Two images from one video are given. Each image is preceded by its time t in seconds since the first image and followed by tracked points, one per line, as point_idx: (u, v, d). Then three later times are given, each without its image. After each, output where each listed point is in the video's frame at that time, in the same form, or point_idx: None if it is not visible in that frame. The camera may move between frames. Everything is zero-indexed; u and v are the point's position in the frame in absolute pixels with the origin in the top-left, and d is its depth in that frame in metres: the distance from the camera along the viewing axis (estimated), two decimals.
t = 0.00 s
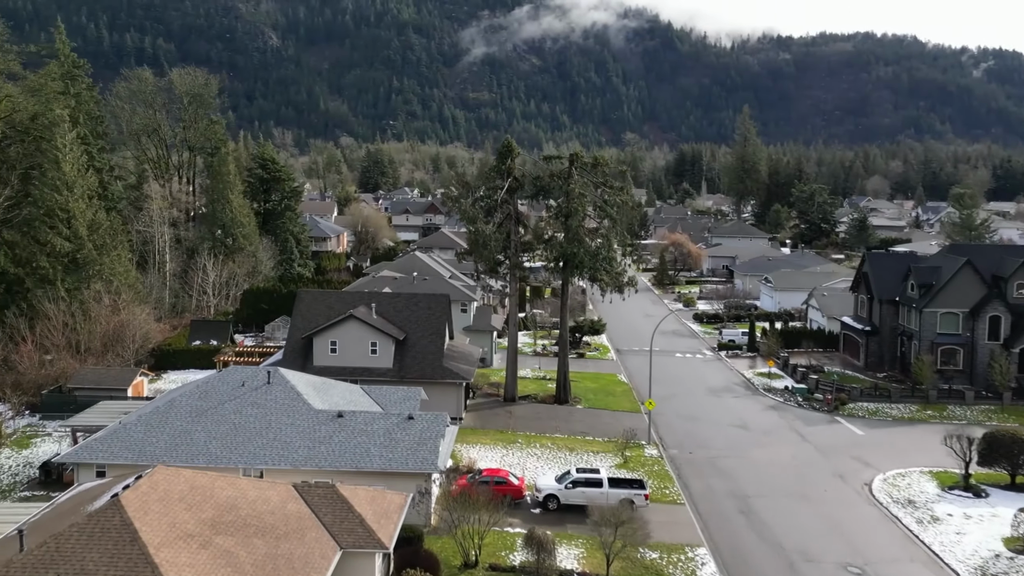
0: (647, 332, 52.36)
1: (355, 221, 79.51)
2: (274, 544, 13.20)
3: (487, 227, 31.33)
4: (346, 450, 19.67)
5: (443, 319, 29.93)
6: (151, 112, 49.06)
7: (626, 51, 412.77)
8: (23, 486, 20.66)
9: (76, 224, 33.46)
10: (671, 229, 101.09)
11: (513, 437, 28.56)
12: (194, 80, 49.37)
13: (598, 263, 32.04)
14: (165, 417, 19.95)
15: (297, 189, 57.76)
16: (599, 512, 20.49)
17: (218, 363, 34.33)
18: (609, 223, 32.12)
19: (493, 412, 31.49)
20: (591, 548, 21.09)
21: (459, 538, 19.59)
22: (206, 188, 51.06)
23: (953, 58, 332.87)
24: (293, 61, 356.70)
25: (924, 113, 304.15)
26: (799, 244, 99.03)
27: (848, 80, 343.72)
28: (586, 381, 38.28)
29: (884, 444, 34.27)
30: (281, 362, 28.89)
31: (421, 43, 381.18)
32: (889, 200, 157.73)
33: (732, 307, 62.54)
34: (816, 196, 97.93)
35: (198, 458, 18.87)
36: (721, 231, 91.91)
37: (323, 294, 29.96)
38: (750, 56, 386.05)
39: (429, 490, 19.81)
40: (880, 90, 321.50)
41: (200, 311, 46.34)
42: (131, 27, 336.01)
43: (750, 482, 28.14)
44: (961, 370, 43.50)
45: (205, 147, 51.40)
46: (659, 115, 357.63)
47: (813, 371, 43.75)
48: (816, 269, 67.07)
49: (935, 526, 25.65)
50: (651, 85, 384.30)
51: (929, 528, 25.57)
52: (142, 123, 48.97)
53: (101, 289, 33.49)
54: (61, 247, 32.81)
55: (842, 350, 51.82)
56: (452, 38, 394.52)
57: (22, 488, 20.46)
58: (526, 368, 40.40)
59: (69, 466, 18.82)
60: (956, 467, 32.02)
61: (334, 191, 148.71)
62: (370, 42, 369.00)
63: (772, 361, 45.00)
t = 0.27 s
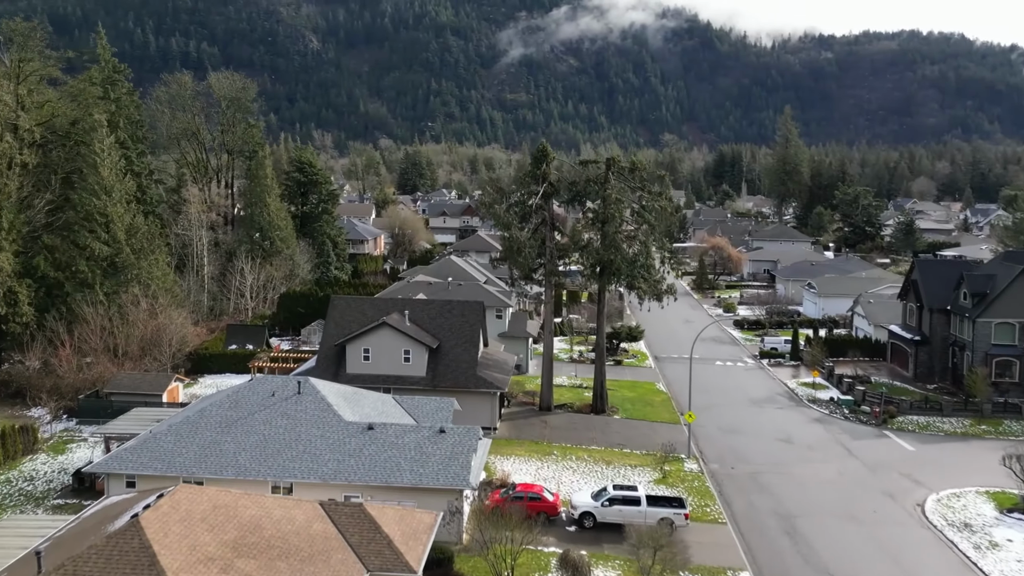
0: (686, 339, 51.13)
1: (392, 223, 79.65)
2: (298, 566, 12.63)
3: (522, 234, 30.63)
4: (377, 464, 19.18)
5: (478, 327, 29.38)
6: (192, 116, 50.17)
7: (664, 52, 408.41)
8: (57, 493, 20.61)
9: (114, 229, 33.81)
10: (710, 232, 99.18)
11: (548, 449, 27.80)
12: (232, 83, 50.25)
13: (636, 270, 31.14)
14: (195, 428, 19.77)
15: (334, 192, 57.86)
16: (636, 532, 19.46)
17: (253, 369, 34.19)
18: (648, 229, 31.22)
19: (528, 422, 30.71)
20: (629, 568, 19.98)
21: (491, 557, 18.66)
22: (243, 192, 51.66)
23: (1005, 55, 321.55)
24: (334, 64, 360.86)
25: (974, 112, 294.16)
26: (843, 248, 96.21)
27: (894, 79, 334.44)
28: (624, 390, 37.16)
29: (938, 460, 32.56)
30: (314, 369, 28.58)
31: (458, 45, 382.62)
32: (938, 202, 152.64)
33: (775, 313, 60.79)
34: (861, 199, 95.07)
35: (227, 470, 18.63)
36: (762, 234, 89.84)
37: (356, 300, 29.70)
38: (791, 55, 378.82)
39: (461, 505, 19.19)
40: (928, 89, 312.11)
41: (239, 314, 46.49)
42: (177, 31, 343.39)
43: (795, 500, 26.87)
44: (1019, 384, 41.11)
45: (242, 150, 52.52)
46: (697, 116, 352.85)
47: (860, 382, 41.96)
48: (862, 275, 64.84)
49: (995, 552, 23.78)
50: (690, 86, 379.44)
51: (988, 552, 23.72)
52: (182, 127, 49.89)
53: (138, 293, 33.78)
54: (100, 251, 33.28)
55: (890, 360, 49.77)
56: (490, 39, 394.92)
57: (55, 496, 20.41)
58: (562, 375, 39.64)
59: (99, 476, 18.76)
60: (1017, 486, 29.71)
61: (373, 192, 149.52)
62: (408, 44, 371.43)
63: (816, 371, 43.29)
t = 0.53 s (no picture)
0: (708, 344, 50.04)
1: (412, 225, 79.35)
2: None
3: (540, 240, 29.90)
4: (389, 479, 18.60)
5: (495, 335, 28.76)
6: (211, 119, 50.67)
7: (687, 52, 405.20)
8: (66, 503, 20.22)
9: (130, 233, 33.83)
10: (733, 235, 97.66)
11: (566, 459, 26.90)
12: (251, 85, 50.97)
13: (658, 277, 30.40)
14: (203, 440, 19.35)
15: (353, 195, 57.61)
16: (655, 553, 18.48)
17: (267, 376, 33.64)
18: (670, 236, 30.50)
19: (546, 430, 29.90)
20: None
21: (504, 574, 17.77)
22: (261, 195, 51.73)
23: None
24: (356, 66, 362.55)
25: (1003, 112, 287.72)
26: (870, 251, 94.17)
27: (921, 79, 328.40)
28: (644, 398, 35.90)
29: (974, 476, 30.68)
30: (328, 378, 28.03)
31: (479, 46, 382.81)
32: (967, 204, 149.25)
33: (800, 318, 59.40)
34: (888, 201, 93.01)
35: (235, 484, 18.20)
36: (786, 237, 88.25)
37: (372, 307, 29.22)
38: (815, 55, 373.96)
39: (475, 522, 18.46)
40: (955, 89, 306.16)
41: (257, 318, 46.25)
42: (202, 34, 347.15)
43: (823, 518, 25.45)
44: None
45: (260, 153, 53.02)
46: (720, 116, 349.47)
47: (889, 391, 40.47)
48: (889, 279, 63.18)
49: None
50: (712, 86, 375.99)
51: None
52: (200, 130, 50.21)
53: (153, 299, 33.71)
54: (115, 256, 33.26)
55: (919, 368, 48.19)
56: (512, 41, 394.52)
57: (64, 506, 20.06)
58: (581, 382, 38.66)
59: (106, 489, 18.46)
60: None
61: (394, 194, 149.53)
62: (430, 46, 372.22)
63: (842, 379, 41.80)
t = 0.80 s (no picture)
0: (734, 351, 48.74)
1: (432, 228, 78.85)
2: None
3: (560, 247, 28.99)
4: (402, 498, 17.89)
5: (514, 345, 28.01)
6: (232, 122, 50.80)
7: (711, 53, 401.20)
8: (74, 517, 19.75)
9: (147, 238, 33.81)
10: (758, 238, 95.91)
11: (587, 474, 25.89)
12: (272, 88, 51.22)
13: (682, 286, 29.42)
14: (213, 455, 18.84)
15: (374, 197, 57.22)
16: None
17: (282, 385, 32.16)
18: (695, 244, 29.57)
19: (566, 442, 28.91)
20: None
21: None
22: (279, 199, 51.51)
23: None
24: (379, 67, 364.22)
25: None
26: (899, 255, 91.85)
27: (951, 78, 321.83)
28: (668, 408, 34.56)
29: (1017, 494, 28.36)
30: (343, 388, 27.42)
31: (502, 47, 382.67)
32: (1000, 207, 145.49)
33: (829, 324, 57.79)
34: (918, 203, 90.70)
35: (244, 502, 17.65)
36: (813, 241, 86.39)
37: (388, 315, 28.68)
38: (841, 55, 368.34)
39: (491, 547, 17.57)
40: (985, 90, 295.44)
41: (276, 322, 45.92)
42: (228, 37, 351.16)
43: (857, 540, 23.67)
44: None
45: (280, 156, 53.11)
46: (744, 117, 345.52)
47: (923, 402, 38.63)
48: (921, 285, 61.31)
49: None
50: (737, 87, 371.80)
51: None
52: (221, 133, 50.29)
53: (170, 304, 33.66)
54: (132, 260, 33.22)
55: (954, 378, 46.36)
56: (534, 42, 393.83)
57: (71, 521, 19.57)
58: (602, 391, 37.60)
59: (112, 504, 18.07)
60: None
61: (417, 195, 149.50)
62: (452, 47, 372.72)
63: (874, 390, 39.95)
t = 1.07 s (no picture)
0: (764, 360, 47.24)
1: (457, 231, 78.26)
2: None
3: (584, 256, 28.04)
4: (417, 521, 17.12)
5: (537, 356, 27.13)
6: (256, 126, 50.69)
7: (739, 53, 396.35)
8: (84, 534, 19.31)
9: (167, 244, 33.70)
10: (788, 243, 93.88)
11: (611, 491, 24.93)
12: (295, 92, 51.34)
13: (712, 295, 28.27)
14: (224, 472, 18.26)
15: (398, 201, 56.72)
16: None
17: (301, 393, 31.40)
18: (725, 252, 28.48)
19: (590, 457, 27.93)
20: None
21: None
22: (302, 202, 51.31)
23: None
24: (406, 69, 365.75)
25: None
26: (934, 260, 89.19)
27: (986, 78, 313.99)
28: (696, 421, 33.34)
29: None
30: (361, 400, 26.69)
31: (529, 48, 381.93)
32: None
33: (863, 331, 55.96)
34: (954, 207, 88.02)
35: (254, 522, 17.04)
36: (845, 246, 84.56)
37: (408, 324, 27.96)
38: (872, 55, 361.57)
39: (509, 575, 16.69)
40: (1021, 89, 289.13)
41: (298, 327, 45.41)
42: (257, 40, 355.30)
43: (896, 565, 22.07)
44: None
45: (303, 160, 52.97)
46: (773, 118, 340.98)
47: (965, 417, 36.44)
48: (959, 292, 59.14)
49: None
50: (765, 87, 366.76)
51: None
52: (245, 136, 50.27)
53: (189, 309, 33.47)
54: (152, 266, 33.06)
55: (994, 391, 44.29)
56: (561, 43, 392.64)
57: (80, 538, 19.10)
58: (628, 402, 36.24)
59: (121, 523, 17.57)
60: None
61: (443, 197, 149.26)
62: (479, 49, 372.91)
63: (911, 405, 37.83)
